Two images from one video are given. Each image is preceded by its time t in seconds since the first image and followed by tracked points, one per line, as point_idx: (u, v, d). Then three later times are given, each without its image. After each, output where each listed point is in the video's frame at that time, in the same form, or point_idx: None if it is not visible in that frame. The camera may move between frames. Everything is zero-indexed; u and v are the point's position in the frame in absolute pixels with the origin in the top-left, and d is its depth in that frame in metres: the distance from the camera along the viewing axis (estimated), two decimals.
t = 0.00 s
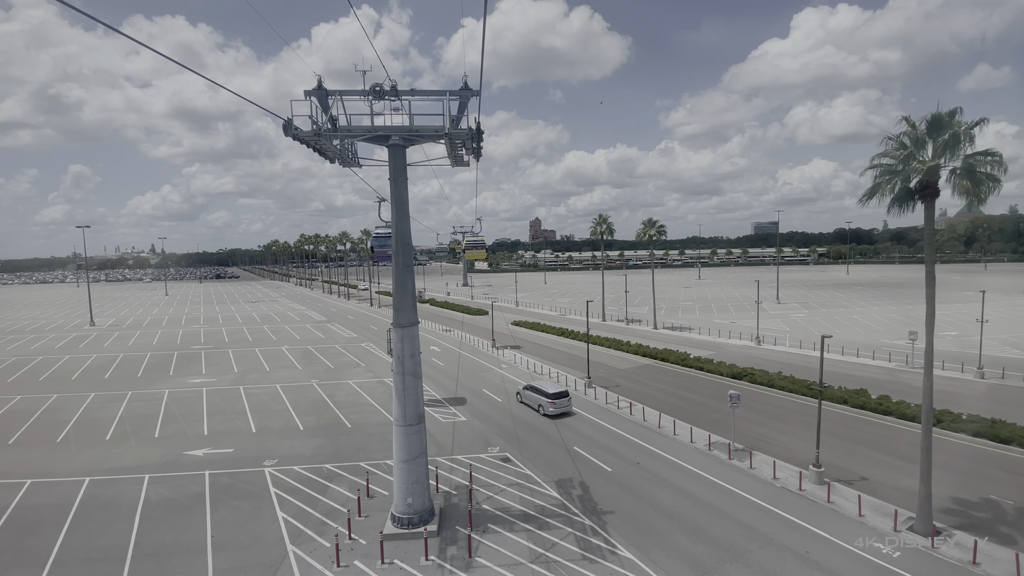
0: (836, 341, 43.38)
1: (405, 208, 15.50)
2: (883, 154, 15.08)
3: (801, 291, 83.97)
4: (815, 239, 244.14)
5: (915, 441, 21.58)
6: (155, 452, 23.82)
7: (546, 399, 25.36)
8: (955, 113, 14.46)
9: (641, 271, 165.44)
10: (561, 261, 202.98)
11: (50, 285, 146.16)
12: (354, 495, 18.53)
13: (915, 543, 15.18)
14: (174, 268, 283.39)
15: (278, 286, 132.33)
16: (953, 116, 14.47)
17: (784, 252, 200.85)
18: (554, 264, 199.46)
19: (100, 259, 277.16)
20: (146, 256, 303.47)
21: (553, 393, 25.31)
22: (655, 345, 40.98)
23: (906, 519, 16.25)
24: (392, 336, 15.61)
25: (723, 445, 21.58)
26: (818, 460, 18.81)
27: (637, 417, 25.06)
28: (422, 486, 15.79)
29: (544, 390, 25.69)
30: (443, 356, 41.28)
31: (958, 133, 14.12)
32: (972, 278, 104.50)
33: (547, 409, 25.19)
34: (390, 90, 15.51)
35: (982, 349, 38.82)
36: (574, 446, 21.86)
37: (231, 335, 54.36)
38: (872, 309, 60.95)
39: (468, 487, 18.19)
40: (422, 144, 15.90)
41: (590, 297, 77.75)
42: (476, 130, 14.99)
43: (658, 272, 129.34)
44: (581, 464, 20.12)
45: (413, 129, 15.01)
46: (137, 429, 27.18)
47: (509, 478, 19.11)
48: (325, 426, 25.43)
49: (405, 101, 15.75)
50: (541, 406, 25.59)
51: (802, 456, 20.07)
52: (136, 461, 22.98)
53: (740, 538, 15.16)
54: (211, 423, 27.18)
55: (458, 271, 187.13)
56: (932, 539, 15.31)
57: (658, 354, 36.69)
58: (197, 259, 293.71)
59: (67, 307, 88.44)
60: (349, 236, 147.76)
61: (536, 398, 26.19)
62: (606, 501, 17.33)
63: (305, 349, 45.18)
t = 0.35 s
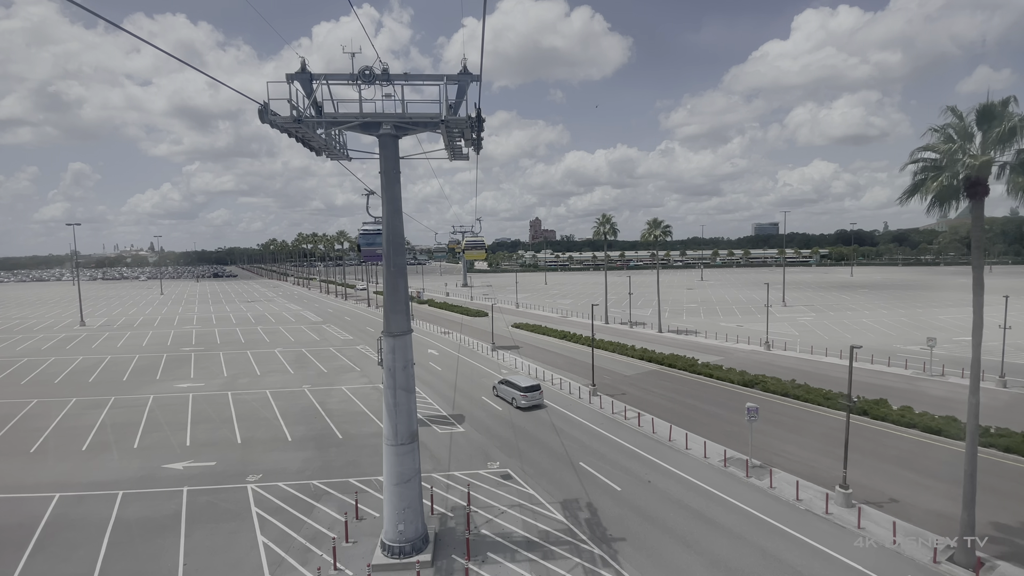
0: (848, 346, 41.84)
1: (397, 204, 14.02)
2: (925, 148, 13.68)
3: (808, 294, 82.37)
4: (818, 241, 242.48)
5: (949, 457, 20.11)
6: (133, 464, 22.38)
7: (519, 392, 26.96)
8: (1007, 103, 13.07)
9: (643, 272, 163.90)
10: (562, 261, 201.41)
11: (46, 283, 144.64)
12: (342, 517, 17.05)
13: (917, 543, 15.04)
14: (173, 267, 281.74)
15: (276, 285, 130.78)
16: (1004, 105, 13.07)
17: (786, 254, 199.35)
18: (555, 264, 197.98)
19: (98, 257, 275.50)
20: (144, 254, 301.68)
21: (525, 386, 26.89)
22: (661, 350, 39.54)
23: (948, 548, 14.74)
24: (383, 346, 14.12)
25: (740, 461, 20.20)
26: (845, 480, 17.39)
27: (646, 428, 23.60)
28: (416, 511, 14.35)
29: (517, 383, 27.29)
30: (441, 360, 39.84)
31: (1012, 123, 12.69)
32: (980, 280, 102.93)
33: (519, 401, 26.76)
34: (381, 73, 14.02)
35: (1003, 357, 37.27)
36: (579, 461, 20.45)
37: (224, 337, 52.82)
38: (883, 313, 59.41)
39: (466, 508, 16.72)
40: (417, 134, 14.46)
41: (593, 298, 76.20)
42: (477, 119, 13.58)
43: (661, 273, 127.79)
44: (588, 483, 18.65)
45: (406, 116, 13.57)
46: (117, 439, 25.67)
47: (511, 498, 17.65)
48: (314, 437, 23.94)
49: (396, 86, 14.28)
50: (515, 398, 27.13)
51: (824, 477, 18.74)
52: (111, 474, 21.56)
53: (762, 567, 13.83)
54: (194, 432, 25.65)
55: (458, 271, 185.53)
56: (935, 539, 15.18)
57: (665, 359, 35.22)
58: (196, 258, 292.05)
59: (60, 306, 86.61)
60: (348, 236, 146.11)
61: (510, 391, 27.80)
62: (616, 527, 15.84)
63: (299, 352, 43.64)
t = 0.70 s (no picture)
0: (860, 353, 40.42)
1: (388, 200, 12.53)
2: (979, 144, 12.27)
3: (813, 297, 81.00)
4: (819, 243, 241.12)
5: (979, 483, 18.89)
6: (106, 479, 20.88)
7: (493, 384, 28.34)
8: None
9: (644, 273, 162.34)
10: (563, 262, 200.08)
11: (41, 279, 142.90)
12: (326, 542, 15.61)
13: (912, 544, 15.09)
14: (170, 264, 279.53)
15: (272, 284, 129.11)
16: None
17: (788, 256, 198.36)
18: (556, 264, 196.68)
19: (96, 254, 274.04)
20: (142, 251, 300.15)
21: (499, 379, 28.24)
22: (666, 355, 38.12)
23: None
24: (370, 359, 12.64)
25: (759, 481, 18.81)
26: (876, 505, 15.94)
27: (655, 442, 22.15)
28: (407, 542, 12.89)
29: (491, 377, 28.65)
30: (439, 364, 38.44)
31: None
32: (984, 285, 101.76)
33: (494, 394, 28.11)
34: (370, 54, 12.51)
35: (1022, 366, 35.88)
36: (585, 479, 19.04)
37: (216, 338, 51.26)
38: (892, 319, 58.07)
39: (463, 535, 15.29)
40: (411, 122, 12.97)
41: (595, 300, 74.80)
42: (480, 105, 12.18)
43: (662, 275, 126.49)
44: (594, 504, 17.27)
45: (399, 102, 12.09)
46: (93, 448, 24.22)
47: (511, 522, 16.23)
48: (301, 449, 22.48)
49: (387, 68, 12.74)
50: (490, 392, 28.46)
51: (850, 502, 17.38)
52: (82, 489, 20.07)
53: None
54: (175, 442, 24.18)
55: (457, 271, 183.96)
56: (932, 539, 15.36)
57: (671, 365, 33.81)
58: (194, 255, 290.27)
59: (49, 304, 84.61)
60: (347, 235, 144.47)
61: (485, 384, 29.21)
62: (625, 556, 14.47)
63: (293, 354, 42.14)
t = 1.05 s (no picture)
0: (873, 361, 38.91)
1: (376, 195, 11.02)
2: None
3: (818, 300, 79.49)
4: (820, 246, 239.67)
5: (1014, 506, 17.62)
6: (76, 495, 19.38)
7: (468, 378, 30.23)
8: None
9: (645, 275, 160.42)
10: (563, 262, 198.59)
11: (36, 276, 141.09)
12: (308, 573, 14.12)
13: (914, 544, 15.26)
14: (168, 262, 277.62)
15: (270, 284, 127.31)
16: None
17: (790, 258, 196.84)
18: (556, 265, 195.16)
19: (93, 251, 272.21)
20: (140, 248, 298.04)
21: (474, 372, 30.11)
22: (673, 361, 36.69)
23: None
24: (354, 376, 11.11)
25: (780, 504, 17.37)
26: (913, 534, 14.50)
27: (666, 459, 20.69)
28: None
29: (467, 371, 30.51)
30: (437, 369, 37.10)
31: None
32: (991, 290, 100.21)
33: (470, 387, 29.95)
34: (356, 30, 11.03)
35: None
36: (592, 501, 17.59)
37: (206, 340, 49.60)
38: (901, 324, 56.61)
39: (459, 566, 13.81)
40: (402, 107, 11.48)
41: (597, 302, 73.21)
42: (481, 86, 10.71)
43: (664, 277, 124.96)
44: (603, 530, 15.84)
45: (388, 82, 10.60)
46: (66, 460, 22.70)
47: (511, 551, 14.75)
48: (287, 464, 21.00)
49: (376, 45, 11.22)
50: (466, 385, 30.25)
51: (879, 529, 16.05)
52: (49, 507, 18.57)
53: None
54: (154, 454, 22.66)
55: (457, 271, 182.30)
56: (932, 540, 15.52)
57: (679, 373, 32.35)
58: (192, 253, 288.31)
59: (40, 302, 82.71)
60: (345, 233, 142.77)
61: (461, 377, 31.13)
62: None
63: (285, 357, 40.59)
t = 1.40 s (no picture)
0: (888, 369, 37.35)
1: (360, 190, 9.61)
2: None
3: (826, 303, 77.75)
4: (824, 248, 237.52)
5: None
6: (42, 514, 17.91)
7: (447, 371, 31.85)
8: None
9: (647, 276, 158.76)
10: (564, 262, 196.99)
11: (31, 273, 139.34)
12: None
13: (915, 543, 15.51)
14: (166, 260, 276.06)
15: (267, 283, 125.56)
16: None
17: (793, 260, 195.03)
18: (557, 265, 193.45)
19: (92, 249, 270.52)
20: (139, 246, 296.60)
21: (453, 367, 31.73)
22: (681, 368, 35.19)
23: None
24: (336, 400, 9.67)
25: (806, 533, 15.88)
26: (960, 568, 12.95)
27: (679, 478, 19.26)
28: None
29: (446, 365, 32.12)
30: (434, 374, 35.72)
31: None
32: (999, 293, 98.49)
33: (447, 380, 31.55)
34: None
35: None
36: (600, 526, 16.14)
37: (198, 342, 48.03)
38: (913, 329, 54.94)
39: None
40: (391, 88, 10.03)
41: (599, 305, 71.58)
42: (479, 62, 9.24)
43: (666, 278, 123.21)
44: (614, 561, 14.42)
45: (373, 58, 9.15)
46: (37, 474, 21.21)
47: None
48: (271, 481, 19.53)
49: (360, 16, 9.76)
50: (444, 378, 31.85)
51: (892, 540, 15.67)
52: (11, 529, 17.09)
53: None
54: (129, 469, 21.12)
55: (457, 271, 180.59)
56: (932, 540, 15.69)
57: (688, 382, 30.86)
58: (190, 252, 286.48)
59: (32, 301, 81.04)
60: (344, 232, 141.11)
61: (441, 371, 32.74)
62: None
63: (277, 362, 39.03)
